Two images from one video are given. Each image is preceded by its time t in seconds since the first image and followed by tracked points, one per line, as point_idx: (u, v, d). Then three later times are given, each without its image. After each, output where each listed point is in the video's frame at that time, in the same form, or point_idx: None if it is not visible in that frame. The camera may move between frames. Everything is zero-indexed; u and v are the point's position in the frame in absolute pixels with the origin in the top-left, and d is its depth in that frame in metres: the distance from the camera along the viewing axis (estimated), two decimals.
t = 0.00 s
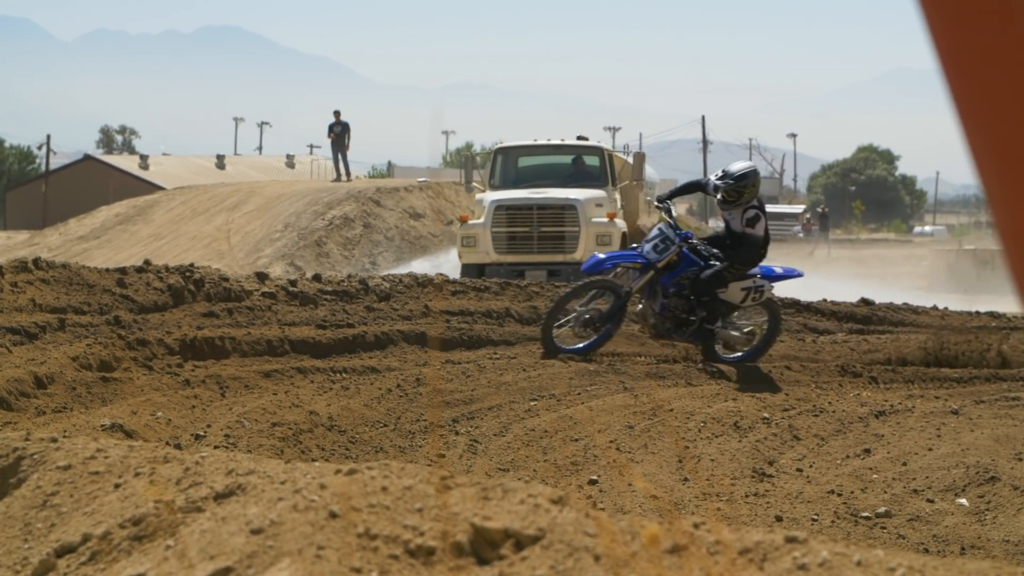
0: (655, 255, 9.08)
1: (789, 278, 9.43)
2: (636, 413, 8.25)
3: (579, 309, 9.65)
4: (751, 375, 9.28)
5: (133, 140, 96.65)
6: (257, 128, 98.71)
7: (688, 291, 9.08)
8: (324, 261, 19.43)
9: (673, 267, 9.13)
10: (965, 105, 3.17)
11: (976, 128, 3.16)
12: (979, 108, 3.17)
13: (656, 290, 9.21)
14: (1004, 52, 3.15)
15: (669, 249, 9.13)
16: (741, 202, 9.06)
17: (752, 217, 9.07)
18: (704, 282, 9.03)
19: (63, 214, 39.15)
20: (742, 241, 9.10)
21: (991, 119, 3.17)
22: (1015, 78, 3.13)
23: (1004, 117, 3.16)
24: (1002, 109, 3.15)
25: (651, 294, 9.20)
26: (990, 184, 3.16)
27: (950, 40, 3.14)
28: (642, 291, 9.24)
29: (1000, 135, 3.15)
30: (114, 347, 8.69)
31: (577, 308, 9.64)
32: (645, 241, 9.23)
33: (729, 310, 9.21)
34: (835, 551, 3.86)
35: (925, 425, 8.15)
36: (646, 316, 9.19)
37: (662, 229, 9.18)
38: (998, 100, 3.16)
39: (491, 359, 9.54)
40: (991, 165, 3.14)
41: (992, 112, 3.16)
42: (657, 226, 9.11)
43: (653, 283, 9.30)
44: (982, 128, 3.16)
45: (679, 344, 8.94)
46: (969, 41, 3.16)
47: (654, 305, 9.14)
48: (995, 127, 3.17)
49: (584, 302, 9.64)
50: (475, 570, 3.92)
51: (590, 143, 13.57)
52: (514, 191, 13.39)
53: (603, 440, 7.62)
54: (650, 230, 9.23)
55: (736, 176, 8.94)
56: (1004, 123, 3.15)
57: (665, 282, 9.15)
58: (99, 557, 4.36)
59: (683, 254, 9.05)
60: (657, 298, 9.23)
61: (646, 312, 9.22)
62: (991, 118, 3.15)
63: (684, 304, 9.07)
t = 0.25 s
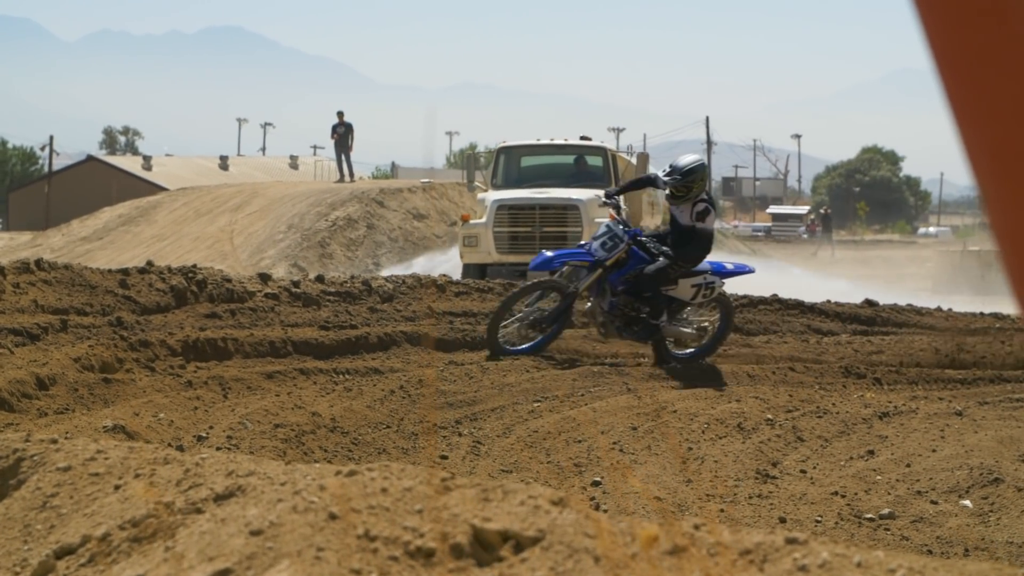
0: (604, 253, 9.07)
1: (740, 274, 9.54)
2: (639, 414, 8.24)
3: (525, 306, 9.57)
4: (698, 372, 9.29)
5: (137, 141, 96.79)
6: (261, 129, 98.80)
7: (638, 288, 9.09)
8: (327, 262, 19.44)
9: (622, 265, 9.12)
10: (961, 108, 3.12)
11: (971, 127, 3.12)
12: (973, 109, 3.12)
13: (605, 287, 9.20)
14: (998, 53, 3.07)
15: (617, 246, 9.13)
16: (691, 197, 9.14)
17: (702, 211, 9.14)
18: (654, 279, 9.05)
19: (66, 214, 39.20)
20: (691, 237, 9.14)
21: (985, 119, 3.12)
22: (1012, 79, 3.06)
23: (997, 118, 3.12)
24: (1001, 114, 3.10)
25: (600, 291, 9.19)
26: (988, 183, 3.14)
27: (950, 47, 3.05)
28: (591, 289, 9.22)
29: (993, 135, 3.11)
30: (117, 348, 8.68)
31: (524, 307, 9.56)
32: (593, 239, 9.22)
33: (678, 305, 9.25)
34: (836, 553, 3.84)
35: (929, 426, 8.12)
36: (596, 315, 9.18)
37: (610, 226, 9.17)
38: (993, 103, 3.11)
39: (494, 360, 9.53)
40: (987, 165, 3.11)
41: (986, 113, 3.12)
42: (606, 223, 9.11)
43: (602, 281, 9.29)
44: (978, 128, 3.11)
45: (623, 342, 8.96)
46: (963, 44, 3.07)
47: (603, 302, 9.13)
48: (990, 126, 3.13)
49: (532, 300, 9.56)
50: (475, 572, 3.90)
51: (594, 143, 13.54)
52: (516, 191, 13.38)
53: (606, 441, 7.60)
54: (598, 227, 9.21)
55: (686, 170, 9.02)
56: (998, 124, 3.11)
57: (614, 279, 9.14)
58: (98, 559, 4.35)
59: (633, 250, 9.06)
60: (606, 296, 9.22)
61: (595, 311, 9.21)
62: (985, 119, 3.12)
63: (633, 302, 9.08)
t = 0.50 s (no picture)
0: (561, 253, 8.95)
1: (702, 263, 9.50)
2: (644, 415, 8.23)
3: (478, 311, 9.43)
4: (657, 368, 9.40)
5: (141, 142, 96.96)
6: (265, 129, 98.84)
7: (596, 287, 9.00)
8: (332, 262, 19.45)
9: (579, 264, 9.01)
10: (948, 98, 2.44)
11: (967, 123, 2.44)
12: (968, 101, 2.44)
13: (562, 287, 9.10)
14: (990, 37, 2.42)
15: (573, 246, 9.01)
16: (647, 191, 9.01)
17: (659, 205, 9.03)
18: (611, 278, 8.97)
19: (70, 215, 39.24)
20: (647, 233, 9.05)
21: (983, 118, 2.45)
22: (1008, 71, 2.43)
23: (998, 118, 2.45)
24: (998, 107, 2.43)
25: (558, 291, 9.10)
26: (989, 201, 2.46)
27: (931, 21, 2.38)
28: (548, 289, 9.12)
29: (993, 135, 2.44)
30: (120, 349, 8.68)
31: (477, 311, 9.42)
32: (548, 238, 9.07)
33: (641, 300, 9.21)
34: (837, 553, 3.82)
35: (934, 427, 8.10)
36: (556, 314, 9.09)
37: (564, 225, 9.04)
38: (990, 94, 2.43)
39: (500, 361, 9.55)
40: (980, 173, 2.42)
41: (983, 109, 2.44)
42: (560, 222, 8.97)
43: (558, 280, 9.19)
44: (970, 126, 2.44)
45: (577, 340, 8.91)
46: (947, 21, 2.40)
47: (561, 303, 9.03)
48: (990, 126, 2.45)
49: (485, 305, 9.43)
50: (476, 572, 3.89)
51: (598, 143, 13.49)
52: (520, 190, 13.38)
53: (610, 442, 7.58)
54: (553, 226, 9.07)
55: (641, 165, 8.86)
56: (998, 122, 2.44)
57: (572, 279, 9.04)
58: (99, 559, 4.34)
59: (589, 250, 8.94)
60: (564, 295, 9.14)
61: (555, 310, 9.12)
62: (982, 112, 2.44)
63: (591, 302, 9.00)
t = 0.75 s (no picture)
0: (513, 253, 8.80)
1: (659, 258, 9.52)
2: (650, 414, 8.21)
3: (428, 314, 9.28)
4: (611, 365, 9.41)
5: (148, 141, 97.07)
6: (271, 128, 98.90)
7: (548, 287, 8.90)
8: (338, 262, 19.46)
9: (531, 262, 8.89)
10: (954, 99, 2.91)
11: (966, 123, 2.93)
12: (970, 103, 2.91)
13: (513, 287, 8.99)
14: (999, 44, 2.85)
15: (524, 246, 8.89)
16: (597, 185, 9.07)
17: (609, 200, 9.06)
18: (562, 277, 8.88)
19: (77, 214, 39.30)
20: (598, 229, 9.04)
21: (981, 117, 2.93)
22: (1008, 74, 2.88)
23: (995, 117, 2.94)
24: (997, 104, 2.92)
25: (510, 291, 8.98)
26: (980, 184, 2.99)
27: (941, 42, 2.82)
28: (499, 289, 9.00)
29: (990, 131, 2.94)
30: (125, 348, 8.69)
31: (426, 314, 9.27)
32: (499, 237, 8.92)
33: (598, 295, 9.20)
34: (840, 553, 3.80)
35: (941, 427, 8.07)
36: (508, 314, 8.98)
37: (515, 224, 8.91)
38: (989, 92, 2.90)
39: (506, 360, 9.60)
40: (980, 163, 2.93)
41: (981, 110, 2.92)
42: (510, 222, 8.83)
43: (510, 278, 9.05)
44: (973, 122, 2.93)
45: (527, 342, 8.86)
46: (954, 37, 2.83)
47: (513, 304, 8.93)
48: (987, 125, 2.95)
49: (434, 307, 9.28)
50: (478, 571, 3.88)
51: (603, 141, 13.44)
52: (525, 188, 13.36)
53: (616, 441, 7.57)
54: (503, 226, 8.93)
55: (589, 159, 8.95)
56: (995, 121, 2.93)
57: (523, 279, 8.93)
58: (102, 558, 4.33)
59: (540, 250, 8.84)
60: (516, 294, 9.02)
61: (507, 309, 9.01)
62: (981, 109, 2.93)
63: (543, 302, 8.90)
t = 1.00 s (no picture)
0: (465, 258, 8.95)
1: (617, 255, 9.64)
2: (657, 414, 8.19)
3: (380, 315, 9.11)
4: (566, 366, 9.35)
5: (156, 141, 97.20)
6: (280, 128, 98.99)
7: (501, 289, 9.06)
8: (345, 261, 19.46)
9: (485, 266, 9.04)
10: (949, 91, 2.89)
11: (966, 119, 2.92)
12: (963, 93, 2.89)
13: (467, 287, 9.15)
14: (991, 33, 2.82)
15: (477, 249, 9.02)
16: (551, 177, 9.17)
17: (564, 194, 9.15)
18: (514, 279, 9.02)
19: (85, 214, 39.35)
20: (553, 225, 9.16)
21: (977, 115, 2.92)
22: (1006, 67, 2.87)
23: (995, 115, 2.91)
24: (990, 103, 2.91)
25: (464, 293, 9.15)
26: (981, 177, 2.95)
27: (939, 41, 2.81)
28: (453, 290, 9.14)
29: (990, 127, 2.94)
30: (132, 347, 8.69)
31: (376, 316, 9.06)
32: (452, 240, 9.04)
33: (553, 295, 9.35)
34: (845, 552, 3.79)
35: (950, 426, 8.03)
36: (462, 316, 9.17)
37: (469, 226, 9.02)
38: (988, 89, 2.90)
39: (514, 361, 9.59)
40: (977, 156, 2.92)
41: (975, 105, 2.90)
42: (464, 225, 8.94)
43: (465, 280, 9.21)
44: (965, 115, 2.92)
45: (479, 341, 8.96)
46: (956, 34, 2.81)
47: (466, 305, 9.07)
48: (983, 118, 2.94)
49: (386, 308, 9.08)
50: (482, 570, 3.87)
51: (609, 139, 13.46)
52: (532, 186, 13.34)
53: (624, 441, 7.55)
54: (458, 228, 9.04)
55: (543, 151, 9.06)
56: (993, 117, 2.94)
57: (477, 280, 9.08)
58: (106, 558, 4.31)
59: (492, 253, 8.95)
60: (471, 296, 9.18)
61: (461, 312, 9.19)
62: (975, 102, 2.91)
63: (496, 301, 9.05)
